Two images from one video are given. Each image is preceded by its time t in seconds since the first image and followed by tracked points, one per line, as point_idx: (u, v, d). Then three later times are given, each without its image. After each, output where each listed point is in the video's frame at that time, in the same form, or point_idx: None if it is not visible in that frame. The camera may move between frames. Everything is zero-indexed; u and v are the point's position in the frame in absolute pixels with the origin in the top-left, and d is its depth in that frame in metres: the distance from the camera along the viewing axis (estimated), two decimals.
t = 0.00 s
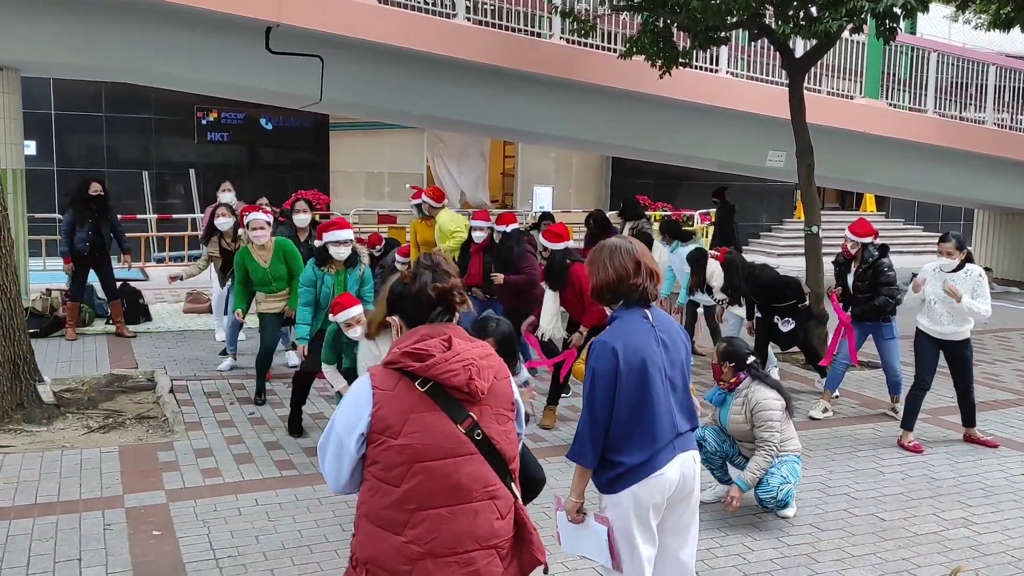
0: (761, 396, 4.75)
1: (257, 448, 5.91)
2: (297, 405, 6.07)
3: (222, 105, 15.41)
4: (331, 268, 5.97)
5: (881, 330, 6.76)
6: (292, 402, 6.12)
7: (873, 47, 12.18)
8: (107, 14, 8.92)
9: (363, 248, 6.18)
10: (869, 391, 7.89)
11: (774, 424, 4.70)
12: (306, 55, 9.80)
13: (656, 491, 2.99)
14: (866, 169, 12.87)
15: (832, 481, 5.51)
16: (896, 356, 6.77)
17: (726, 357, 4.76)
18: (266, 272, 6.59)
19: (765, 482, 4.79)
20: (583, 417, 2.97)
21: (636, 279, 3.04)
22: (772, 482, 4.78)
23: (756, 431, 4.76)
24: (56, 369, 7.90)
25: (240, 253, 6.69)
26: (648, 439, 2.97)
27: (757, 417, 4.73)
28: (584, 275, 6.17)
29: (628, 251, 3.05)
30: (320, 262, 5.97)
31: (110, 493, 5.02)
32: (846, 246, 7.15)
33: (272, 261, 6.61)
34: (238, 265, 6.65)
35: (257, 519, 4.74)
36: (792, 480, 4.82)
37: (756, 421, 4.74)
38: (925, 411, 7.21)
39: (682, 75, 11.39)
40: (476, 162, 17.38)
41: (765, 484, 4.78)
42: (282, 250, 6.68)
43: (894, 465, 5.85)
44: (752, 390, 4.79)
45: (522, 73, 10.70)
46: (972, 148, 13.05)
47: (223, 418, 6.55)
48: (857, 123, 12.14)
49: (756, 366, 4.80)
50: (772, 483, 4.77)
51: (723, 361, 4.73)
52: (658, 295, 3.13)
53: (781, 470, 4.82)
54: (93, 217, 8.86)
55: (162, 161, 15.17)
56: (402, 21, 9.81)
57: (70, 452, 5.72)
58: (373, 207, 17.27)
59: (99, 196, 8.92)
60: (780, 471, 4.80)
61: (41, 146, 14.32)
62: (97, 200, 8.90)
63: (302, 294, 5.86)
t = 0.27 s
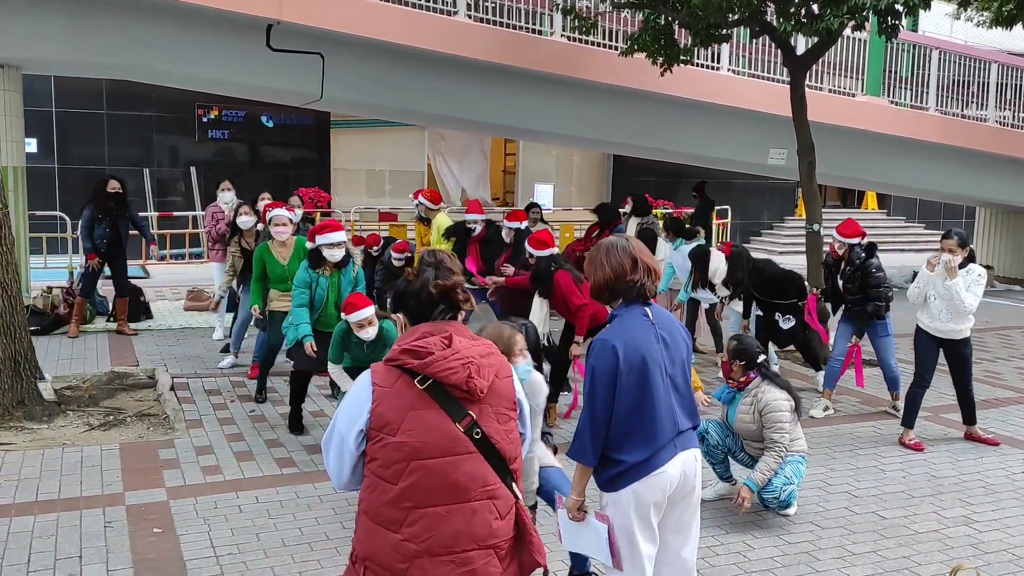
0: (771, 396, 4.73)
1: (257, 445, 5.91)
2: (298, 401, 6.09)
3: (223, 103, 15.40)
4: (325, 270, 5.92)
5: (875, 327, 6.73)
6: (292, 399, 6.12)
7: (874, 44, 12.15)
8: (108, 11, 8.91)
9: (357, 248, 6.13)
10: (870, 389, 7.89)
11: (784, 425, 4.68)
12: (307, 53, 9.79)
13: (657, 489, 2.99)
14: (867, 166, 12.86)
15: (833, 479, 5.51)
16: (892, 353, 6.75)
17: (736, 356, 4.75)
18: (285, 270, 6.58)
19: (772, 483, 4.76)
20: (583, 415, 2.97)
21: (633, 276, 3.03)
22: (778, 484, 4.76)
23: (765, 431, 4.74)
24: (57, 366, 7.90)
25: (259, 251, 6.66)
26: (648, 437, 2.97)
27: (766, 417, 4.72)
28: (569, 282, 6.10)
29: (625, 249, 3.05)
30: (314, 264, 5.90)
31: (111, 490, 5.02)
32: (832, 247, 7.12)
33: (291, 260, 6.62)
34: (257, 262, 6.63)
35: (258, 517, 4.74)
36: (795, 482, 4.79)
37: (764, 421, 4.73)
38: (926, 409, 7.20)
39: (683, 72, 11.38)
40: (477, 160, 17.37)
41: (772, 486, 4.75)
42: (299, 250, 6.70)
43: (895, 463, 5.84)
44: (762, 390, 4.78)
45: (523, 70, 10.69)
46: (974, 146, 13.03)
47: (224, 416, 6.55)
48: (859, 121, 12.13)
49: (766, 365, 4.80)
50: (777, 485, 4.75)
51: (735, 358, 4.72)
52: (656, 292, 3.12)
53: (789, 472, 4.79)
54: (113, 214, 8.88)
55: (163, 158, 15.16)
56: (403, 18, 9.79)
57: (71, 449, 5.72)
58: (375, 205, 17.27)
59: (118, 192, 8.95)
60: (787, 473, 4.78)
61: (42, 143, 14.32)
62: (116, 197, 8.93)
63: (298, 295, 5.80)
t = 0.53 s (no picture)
0: (771, 397, 4.73)
1: (257, 443, 5.91)
2: (297, 399, 6.09)
3: (223, 101, 15.38)
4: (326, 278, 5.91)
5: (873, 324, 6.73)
6: (291, 397, 6.12)
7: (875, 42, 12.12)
8: (108, 9, 8.91)
9: (355, 252, 6.11)
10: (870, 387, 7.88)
11: (784, 426, 4.68)
12: (307, 51, 9.78)
13: (656, 489, 2.99)
14: (868, 165, 12.85)
15: (832, 477, 5.51)
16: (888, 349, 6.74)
17: (737, 357, 4.75)
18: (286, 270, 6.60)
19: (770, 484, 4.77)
20: (583, 414, 2.96)
21: (631, 275, 3.03)
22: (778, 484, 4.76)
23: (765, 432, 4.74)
24: (57, 364, 7.90)
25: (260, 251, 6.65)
26: (647, 437, 2.97)
27: (766, 418, 4.72)
28: (564, 284, 6.11)
29: (624, 249, 3.05)
30: (315, 273, 5.88)
31: (110, 488, 5.03)
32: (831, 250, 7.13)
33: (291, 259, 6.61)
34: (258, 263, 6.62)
35: (257, 515, 4.75)
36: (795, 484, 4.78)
37: (765, 422, 4.73)
38: (926, 407, 7.20)
39: (683, 70, 11.37)
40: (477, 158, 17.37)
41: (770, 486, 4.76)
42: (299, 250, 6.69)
43: (895, 462, 5.84)
44: (763, 391, 4.77)
45: (524, 68, 10.68)
46: (974, 144, 13.01)
47: (223, 414, 6.55)
48: (859, 119, 12.12)
49: (768, 366, 4.79)
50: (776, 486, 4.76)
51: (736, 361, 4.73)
52: (656, 292, 3.12)
53: (788, 473, 4.80)
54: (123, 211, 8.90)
55: (163, 156, 15.15)
56: (403, 16, 9.78)
57: (71, 447, 5.73)
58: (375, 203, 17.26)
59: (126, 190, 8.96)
60: (786, 475, 4.78)
61: (42, 141, 14.33)
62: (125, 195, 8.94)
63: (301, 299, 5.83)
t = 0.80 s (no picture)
0: (765, 396, 4.72)
1: (254, 442, 5.91)
2: (295, 398, 6.08)
3: (222, 100, 15.36)
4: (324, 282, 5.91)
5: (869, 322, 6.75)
6: (288, 396, 6.12)
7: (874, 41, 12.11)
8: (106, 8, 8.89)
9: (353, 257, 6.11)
10: (868, 386, 7.88)
11: (779, 425, 4.68)
12: (306, 49, 9.77)
13: (653, 487, 2.98)
14: (866, 164, 12.84)
15: (829, 476, 5.51)
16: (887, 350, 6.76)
17: (730, 358, 4.74)
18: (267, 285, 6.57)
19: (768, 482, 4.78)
20: (579, 412, 2.96)
21: (627, 276, 3.03)
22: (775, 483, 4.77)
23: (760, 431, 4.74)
24: (55, 363, 7.90)
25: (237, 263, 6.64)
26: (643, 435, 2.96)
27: (760, 417, 4.72)
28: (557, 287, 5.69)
29: (620, 249, 3.05)
30: (314, 278, 5.89)
31: (107, 487, 5.02)
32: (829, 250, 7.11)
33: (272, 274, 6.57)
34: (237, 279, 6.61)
35: (253, 513, 4.75)
36: (792, 481, 4.80)
37: (759, 421, 4.73)
38: (924, 406, 7.20)
39: (683, 69, 11.36)
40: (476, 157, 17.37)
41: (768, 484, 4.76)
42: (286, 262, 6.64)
43: (892, 461, 5.84)
44: (756, 390, 4.77)
45: (523, 67, 10.67)
46: (973, 143, 13.01)
47: (221, 412, 6.55)
48: (858, 118, 12.11)
49: (760, 366, 4.79)
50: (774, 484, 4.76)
51: (727, 362, 4.71)
52: (651, 292, 3.12)
53: (785, 471, 4.80)
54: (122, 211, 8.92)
55: (162, 155, 15.14)
56: (402, 15, 9.77)
57: (68, 446, 5.72)
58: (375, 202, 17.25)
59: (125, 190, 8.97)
60: (783, 473, 4.79)
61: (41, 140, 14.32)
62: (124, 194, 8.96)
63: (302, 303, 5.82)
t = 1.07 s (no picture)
0: (759, 396, 4.72)
1: (251, 441, 5.91)
2: (292, 396, 6.09)
3: (221, 99, 15.35)
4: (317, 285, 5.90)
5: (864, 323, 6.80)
6: (285, 394, 6.13)
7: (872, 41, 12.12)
8: (104, 7, 8.89)
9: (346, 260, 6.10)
10: (866, 385, 7.88)
11: (774, 424, 4.69)
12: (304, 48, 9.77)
13: (647, 486, 2.98)
14: (865, 163, 12.84)
15: (826, 475, 5.51)
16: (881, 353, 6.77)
17: (723, 358, 4.76)
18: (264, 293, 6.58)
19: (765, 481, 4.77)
20: (573, 411, 2.97)
21: (621, 276, 3.04)
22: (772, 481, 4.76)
23: (755, 430, 4.74)
24: (52, 361, 7.90)
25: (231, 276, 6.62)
26: (637, 434, 2.96)
27: (755, 416, 4.72)
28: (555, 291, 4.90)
29: (615, 249, 3.05)
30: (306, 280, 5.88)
31: (103, 486, 5.02)
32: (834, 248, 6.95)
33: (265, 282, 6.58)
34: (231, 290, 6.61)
35: (249, 512, 4.75)
36: (789, 481, 4.80)
37: (754, 421, 4.73)
38: (921, 406, 7.20)
39: (681, 68, 11.36)
40: (476, 156, 17.37)
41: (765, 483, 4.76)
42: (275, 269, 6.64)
43: (888, 460, 5.84)
44: (750, 390, 4.77)
45: (521, 67, 10.67)
46: (972, 142, 13.01)
47: (218, 412, 6.55)
48: (857, 118, 12.11)
49: (754, 365, 4.79)
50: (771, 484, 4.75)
51: (720, 361, 4.74)
52: (645, 291, 3.12)
53: (781, 470, 4.80)
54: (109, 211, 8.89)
55: (160, 154, 15.14)
56: (401, 14, 9.76)
57: (65, 445, 5.72)
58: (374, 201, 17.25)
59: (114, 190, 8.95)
60: (780, 472, 4.78)
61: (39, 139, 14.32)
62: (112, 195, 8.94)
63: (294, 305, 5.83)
